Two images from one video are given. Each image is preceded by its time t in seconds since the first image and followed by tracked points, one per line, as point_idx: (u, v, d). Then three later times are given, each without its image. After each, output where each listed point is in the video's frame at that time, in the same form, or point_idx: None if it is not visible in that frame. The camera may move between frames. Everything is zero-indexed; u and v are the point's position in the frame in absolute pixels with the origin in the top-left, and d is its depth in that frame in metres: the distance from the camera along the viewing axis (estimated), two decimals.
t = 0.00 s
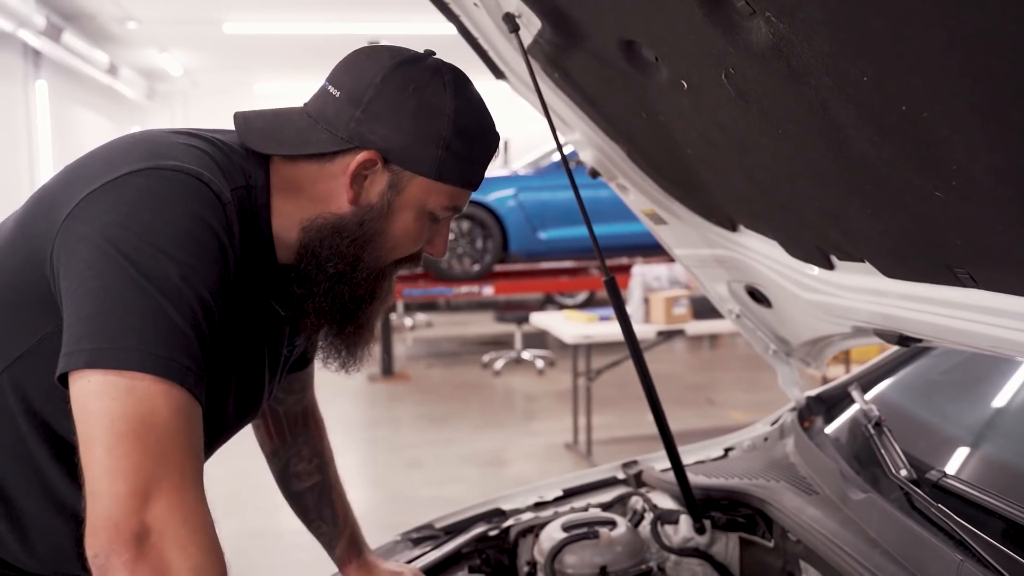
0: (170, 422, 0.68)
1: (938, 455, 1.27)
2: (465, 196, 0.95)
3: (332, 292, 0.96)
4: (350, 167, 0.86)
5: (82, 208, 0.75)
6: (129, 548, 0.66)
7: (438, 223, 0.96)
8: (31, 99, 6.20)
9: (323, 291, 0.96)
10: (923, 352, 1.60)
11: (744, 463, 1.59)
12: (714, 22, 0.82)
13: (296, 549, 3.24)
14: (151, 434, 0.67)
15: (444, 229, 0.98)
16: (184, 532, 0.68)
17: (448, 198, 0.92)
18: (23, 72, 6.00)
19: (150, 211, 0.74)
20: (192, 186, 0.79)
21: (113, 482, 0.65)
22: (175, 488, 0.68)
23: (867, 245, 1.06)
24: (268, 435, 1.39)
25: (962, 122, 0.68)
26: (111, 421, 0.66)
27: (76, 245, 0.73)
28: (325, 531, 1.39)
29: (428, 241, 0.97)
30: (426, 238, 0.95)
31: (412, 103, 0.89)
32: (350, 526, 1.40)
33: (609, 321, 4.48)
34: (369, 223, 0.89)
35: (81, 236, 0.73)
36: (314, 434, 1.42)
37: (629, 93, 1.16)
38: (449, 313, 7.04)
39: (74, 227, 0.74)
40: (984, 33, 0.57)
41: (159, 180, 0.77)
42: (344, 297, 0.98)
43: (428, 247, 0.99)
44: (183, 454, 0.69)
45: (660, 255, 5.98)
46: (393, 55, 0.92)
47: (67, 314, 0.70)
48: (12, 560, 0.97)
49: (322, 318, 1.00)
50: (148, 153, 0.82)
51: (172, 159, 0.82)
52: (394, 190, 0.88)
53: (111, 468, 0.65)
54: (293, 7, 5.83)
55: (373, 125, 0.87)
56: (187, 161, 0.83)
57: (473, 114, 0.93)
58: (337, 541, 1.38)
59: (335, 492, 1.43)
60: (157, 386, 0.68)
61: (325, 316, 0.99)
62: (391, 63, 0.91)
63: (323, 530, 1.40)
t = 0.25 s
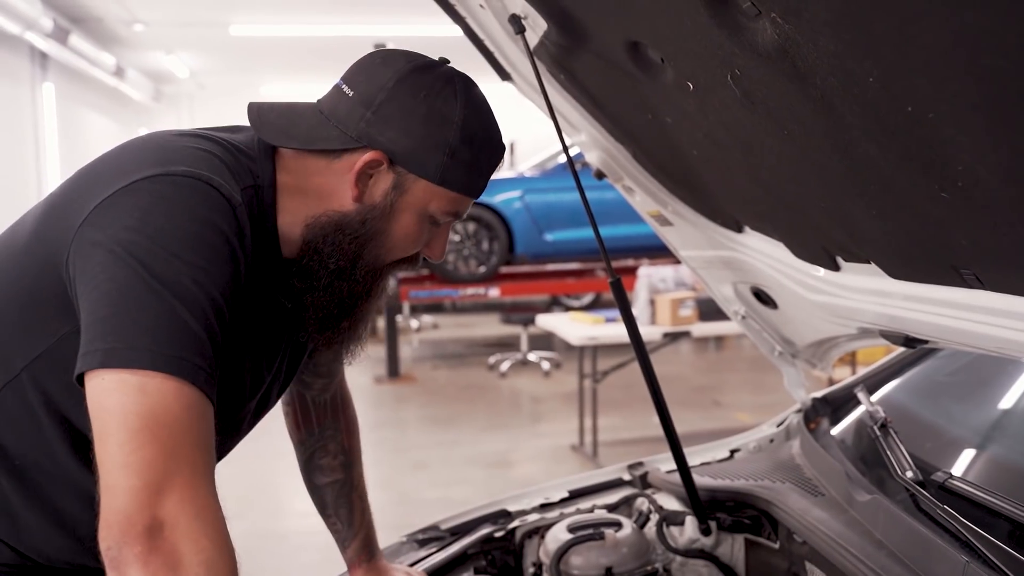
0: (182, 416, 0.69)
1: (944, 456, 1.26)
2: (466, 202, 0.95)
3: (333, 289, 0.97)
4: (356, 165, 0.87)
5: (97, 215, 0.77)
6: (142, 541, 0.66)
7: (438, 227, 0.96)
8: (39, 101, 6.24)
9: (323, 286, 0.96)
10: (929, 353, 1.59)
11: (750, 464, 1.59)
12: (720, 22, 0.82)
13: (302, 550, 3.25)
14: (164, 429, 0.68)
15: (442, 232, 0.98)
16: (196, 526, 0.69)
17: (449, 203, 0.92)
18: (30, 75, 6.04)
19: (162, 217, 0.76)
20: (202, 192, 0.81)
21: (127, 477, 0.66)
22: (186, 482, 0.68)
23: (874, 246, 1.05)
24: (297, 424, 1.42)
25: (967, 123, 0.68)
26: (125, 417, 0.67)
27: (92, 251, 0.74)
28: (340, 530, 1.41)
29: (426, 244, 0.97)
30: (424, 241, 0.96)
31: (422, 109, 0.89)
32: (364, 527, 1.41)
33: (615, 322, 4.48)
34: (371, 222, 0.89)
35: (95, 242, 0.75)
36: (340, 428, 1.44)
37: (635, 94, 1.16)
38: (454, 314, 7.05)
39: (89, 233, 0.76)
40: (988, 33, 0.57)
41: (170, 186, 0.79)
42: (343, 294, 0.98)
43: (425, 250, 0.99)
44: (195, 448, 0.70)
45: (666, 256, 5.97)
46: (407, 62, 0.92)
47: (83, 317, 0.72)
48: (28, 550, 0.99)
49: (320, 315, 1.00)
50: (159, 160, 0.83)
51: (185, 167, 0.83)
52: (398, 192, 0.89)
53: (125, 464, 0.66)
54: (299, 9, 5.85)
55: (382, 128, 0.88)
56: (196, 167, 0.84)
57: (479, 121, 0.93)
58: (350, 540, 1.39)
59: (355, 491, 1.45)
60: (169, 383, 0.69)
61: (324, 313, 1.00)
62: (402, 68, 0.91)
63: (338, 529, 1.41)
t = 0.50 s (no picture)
0: (193, 416, 0.71)
1: (945, 455, 1.26)
2: (462, 175, 0.94)
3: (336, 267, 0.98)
4: (345, 129, 0.89)
5: (115, 213, 0.78)
6: (150, 536, 0.68)
7: (437, 203, 0.95)
8: (40, 102, 6.24)
9: (328, 265, 0.98)
10: (930, 351, 1.59)
11: (751, 463, 1.59)
12: (719, 21, 0.82)
13: (303, 550, 3.26)
14: (174, 429, 0.69)
15: (445, 212, 0.97)
16: (202, 524, 0.70)
17: (443, 172, 0.91)
18: (31, 75, 6.05)
19: (177, 216, 0.77)
20: (218, 191, 0.82)
21: (137, 474, 0.68)
22: (195, 481, 0.70)
23: (874, 245, 1.05)
24: (307, 421, 1.45)
25: (966, 121, 0.68)
26: (135, 416, 0.69)
27: (109, 250, 0.76)
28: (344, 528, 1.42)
29: (427, 221, 0.96)
30: (421, 219, 0.95)
31: (411, 74, 0.91)
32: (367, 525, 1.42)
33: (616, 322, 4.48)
34: (361, 190, 0.91)
35: (113, 240, 0.76)
36: (349, 427, 1.46)
37: (635, 93, 1.16)
38: (455, 314, 7.05)
39: (107, 232, 0.77)
40: (986, 31, 0.57)
41: (186, 185, 0.80)
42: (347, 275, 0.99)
43: (428, 230, 0.98)
44: (204, 448, 0.71)
45: (667, 255, 5.97)
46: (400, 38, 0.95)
47: (100, 313, 0.73)
48: (41, 547, 1.00)
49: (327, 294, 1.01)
50: (174, 159, 0.84)
51: (200, 165, 0.84)
52: (388, 157, 0.90)
53: (135, 461, 0.68)
54: (299, 9, 5.85)
55: (371, 94, 0.90)
56: (211, 165, 0.85)
57: (473, 92, 0.94)
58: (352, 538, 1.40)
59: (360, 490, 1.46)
60: (180, 383, 0.70)
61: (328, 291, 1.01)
62: (396, 44, 0.94)
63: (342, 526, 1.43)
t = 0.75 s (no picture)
0: (202, 412, 0.71)
1: (945, 454, 1.26)
2: (417, 98, 0.97)
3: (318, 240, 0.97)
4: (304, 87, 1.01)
5: (125, 208, 0.78)
6: (157, 531, 0.69)
7: (400, 135, 0.97)
8: (40, 101, 6.25)
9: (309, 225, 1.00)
10: (930, 350, 1.59)
11: (751, 462, 1.59)
12: (718, 20, 0.82)
13: (303, 549, 3.26)
14: (183, 424, 0.69)
15: (415, 147, 0.99)
16: (210, 519, 0.71)
17: (393, 97, 0.96)
18: (31, 74, 6.05)
19: (186, 212, 0.77)
20: (230, 186, 0.82)
21: (145, 468, 0.68)
22: (203, 477, 0.70)
23: (874, 243, 1.05)
24: (316, 417, 1.47)
25: (965, 119, 0.68)
26: (144, 411, 0.68)
27: (117, 245, 0.76)
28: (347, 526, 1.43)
29: (395, 157, 0.98)
30: (389, 155, 0.98)
31: (360, 21, 1.01)
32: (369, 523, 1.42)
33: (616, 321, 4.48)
34: (324, 136, 0.98)
35: (123, 235, 0.76)
36: (355, 426, 1.48)
37: (636, 92, 1.16)
38: (456, 314, 7.05)
39: (118, 227, 0.77)
40: (984, 28, 0.57)
41: (196, 181, 0.80)
42: (337, 241, 1.00)
43: (402, 170, 0.99)
44: (211, 443, 0.72)
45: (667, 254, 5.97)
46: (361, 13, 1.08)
47: (109, 306, 0.73)
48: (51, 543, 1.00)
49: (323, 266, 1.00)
50: (185, 154, 0.84)
51: (210, 160, 0.84)
52: (340, 97, 0.99)
53: (144, 456, 0.68)
54: (299, 9, 5.85)
55: (328, 52, 1.02)
56: (223, 161, 0.85)
57: (418, 20, 1.02)
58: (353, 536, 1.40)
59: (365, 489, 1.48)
60: (188, 378, 0.70)
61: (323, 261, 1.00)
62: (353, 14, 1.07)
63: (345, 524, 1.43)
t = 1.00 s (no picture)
0: (196, 414, 0.71)
1: (945, 454, 1.26)
2: (397, 94, 0.98)
3: (288, 234, 0.98)
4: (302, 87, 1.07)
5: (119, 209, 0.78)
6: (152, 535, 0.69)
7: (377, 129, 0.99)
8: (41, 102, 6.25)
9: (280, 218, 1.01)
10: (930, 350, 1.59)
11: (751, 462, 1.59)
12: (717, 21, 0.82)
13: (304, 550, 3.26)
14: (177, 426, 0.70)
15: (391, 141, 0.99)
16: (206, 523, 0.71)
17: (374, 92, 0.99)
18: (31, 75, 6.05)
19: (181, 213, 0.77)
20: (224, 188, 0.82)
21: (139, 472, 0.68)
22: (198, 480, 0.70)
23: (873, 243, 1.05)
24: (315, 418, 1.47)
25: (964, 120, 0.68)
26: (138, 413, 0.69)
27: (111, 245, 0.76)
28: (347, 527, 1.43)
29: (371, 150, 0.99)
30: (365, 148, 0.99)
31: (357, 22, 1.05)
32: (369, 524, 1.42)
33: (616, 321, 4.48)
34: (312, 131, 1.03)
35: (118, 236, 0.76)
36: (358, 427, 1.48)
37: (636, 92, 1.15)
38: (456, 314, 7.05)
39: (112, 228, 0.77)
40: (981, 29, 0.57)
41: (192, 182, 0.80)
42: (301, 235, 0.99)
43: (376, 166, 1.00)
44: (206, 445, 0.72)
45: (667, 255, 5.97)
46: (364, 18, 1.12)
47: (104, 307, 0.73)
48: (52, 544, 1.00)
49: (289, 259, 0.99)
50: (180, 156, 0.84)
51: (205, 161, 0.84)
52: (330, 93, 1.03)
53: (138, 459, 0.68)
54: (299, 10, 5.86)
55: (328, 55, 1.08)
56: (217, 163, 0.85)
57: (412, 18, 1.03)
58: (354, 536, 1.40)
59: (365, 489, 1.48)
60: (181, 380, 0.70)
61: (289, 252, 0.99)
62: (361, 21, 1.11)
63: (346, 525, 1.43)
